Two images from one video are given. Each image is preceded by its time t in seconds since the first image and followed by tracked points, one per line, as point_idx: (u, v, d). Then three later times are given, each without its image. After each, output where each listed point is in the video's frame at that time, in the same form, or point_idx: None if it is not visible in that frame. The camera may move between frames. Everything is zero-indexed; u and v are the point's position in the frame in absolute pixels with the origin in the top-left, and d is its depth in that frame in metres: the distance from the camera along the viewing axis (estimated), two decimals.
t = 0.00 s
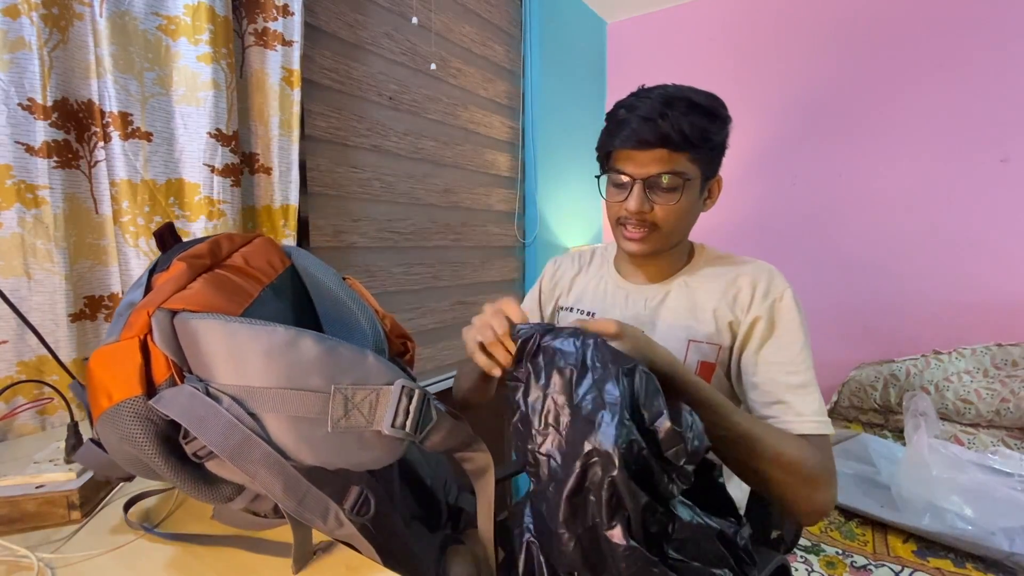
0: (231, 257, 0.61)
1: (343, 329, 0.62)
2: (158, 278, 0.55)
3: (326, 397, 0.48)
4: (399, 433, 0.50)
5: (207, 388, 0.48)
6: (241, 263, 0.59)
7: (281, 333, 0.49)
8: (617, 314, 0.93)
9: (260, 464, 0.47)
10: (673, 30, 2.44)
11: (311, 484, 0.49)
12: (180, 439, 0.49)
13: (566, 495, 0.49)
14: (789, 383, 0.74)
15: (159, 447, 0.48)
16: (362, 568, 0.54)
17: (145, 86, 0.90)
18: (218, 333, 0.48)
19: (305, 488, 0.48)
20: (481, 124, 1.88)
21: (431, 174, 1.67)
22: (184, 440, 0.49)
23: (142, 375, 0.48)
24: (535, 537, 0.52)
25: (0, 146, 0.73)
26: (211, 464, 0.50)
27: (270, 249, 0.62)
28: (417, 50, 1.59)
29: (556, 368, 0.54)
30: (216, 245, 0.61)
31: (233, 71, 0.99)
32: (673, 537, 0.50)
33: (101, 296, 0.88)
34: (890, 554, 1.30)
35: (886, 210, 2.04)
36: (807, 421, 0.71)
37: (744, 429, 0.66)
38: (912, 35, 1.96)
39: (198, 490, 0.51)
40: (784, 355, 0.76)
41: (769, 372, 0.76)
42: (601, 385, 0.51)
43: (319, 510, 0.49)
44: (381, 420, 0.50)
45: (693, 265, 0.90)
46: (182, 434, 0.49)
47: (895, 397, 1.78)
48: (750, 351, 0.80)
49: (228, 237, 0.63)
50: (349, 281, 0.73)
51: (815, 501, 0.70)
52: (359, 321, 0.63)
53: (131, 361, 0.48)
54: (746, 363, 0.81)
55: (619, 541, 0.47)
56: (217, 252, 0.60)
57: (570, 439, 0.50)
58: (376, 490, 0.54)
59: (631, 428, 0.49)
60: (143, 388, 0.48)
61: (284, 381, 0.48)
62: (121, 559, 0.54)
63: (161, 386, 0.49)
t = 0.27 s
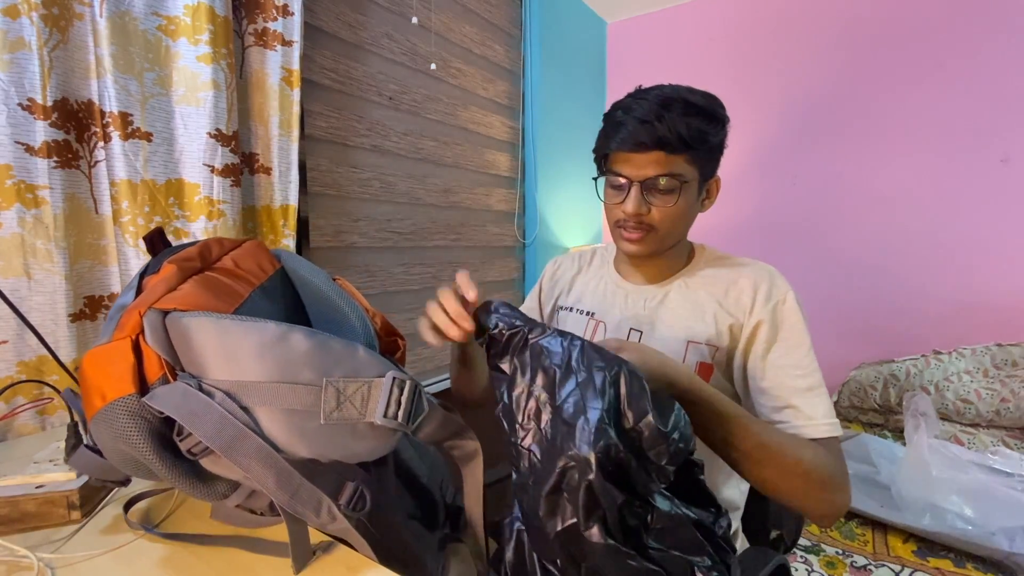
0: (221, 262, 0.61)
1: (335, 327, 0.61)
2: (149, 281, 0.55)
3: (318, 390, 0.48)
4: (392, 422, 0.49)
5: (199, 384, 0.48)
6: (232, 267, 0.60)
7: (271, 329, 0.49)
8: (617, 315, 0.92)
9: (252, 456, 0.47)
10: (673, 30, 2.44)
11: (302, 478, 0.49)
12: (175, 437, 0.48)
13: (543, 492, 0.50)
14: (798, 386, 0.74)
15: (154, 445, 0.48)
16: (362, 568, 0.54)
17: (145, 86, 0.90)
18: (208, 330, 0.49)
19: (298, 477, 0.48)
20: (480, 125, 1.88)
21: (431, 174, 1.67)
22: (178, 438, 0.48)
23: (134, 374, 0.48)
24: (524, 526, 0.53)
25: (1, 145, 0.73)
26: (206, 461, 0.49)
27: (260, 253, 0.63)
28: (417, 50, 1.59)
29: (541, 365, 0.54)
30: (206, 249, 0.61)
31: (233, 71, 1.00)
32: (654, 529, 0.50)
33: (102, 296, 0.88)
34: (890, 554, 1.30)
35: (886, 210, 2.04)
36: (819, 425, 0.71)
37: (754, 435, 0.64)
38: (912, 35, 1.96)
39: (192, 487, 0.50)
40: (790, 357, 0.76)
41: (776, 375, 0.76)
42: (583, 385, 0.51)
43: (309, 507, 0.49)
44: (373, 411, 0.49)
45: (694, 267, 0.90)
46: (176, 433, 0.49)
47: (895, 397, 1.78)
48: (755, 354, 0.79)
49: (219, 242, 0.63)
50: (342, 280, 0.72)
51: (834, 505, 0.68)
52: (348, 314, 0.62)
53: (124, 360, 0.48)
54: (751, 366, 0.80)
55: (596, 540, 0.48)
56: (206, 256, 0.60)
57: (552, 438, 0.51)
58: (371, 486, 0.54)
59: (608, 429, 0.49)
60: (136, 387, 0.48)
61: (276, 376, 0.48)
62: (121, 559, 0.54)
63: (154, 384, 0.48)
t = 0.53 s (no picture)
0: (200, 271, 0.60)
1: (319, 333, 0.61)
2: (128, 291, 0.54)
3: (302, 382, 0.49)
4: (380, 409, 0.50)
5: (186, 385, 0.48)
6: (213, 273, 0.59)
7: (253, 327, 0.49)
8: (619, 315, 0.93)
9: (239, 453, 0.47)
10: (673, 30, 2.44)
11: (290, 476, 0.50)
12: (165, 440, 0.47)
13: (548, 528, 0.48)
14: (800, 386, 0.74)
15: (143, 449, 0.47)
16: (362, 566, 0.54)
17: (145, 86, 0.90)
18: (191, 331, 0.48)
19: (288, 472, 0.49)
20: (480, 125, 1.88)
21: (431, 174, 1.67)
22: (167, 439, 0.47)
23: (118, 380, 0.47)
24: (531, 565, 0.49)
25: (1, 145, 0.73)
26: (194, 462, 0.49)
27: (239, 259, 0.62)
28: (417, 50, 1.59)
29: (545, 391, 0.52)
30: (184, 257, 0.60)
31: (233, 71, 1.00)
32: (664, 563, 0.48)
33: (102, 296, 0.88)
34: (890, 554, 1.30)
35: (886, 210, 2.04)
36: (821, 425, 0.71)
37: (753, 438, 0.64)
38: (912, 35, 1.96)
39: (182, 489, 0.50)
40: (792, 359, 0.76)
41: (779, 375, 0.76)
42: (586, 412, 0.49)
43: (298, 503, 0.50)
44: (358, 400, 0.50)
45: (696, 267, 0.90)
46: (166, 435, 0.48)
47: (895, 397, 1.78)
48: (758, 355, 0.79)
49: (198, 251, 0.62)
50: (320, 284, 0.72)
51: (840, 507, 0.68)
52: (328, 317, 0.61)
53: (107, 367, 0.47)
54: (754, 366, 0.80)
55: None
56: (184, 265, 0.59)
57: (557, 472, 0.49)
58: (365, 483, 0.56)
59: (610, 460, 0.46)
60: (121, 392, 0.47)
61: (260, 370, 0.48)
62: (121, 558, 0.54)
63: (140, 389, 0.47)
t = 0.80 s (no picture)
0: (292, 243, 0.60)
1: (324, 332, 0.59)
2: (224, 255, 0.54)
3: (386, 398, 0.47)
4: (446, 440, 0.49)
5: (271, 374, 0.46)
6: (302, 248, 0.59)
7: (351, 329, 0.48)
8: (614, 315, 0.93)
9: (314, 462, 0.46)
10: (673, 30, 2.44)
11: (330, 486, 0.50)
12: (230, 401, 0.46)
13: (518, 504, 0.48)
14: (787, 389, 0.73)
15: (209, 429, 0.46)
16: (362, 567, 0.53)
17: (145, 86, 0.90)
18: (292, 322, 0.47)
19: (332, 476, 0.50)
20: (481, 125, 1.88)
21: (431, 174, 1.67)
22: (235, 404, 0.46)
23: (206, 352, 0.46)
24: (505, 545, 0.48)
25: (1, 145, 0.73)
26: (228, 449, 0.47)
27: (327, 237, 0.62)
28: (417, 50, 1.59)
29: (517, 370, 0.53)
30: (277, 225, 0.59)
31: (233, 71, 1.00)
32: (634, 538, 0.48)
33: (102, 296, 0.88)
34: (890, 554, 1.30)
35: (886, 210, 2.04)
36: (807, 430, 0.70)
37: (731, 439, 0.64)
38: (912, 35, 1.96)
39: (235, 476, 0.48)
40: (782, 359, 0.75)
41: (767, 377, 0.76)
42: (553, 390, 0.50)
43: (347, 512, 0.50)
44: (434, 425, 0.49)
45: (690, 268, 0.90)
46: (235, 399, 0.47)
47: (895, 397, 1.78)
48: (747, 357, 0.79)
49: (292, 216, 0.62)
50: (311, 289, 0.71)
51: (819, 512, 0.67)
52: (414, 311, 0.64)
53: (197, 337, 0.46)
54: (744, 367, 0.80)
55: (568, 550, 0.45)
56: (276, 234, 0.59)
57: (527, 446, 0.49)
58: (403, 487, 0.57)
59: (574, 432, 0.48)
60: (210, 363, 0.46)
61: (349, 379, 0.47)
62: (122, 559, 0.54)
63: (226, 364, 0.47)
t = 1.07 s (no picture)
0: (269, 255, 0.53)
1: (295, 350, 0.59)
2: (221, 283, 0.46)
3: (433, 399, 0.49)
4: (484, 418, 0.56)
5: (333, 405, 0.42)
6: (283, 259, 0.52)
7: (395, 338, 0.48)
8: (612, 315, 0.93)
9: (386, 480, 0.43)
10: (673, 30, 2.44)
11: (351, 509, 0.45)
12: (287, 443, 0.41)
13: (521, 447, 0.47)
14: (783, 387, 0.73)
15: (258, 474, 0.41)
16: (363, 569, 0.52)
17: (145, 86, 0.90)
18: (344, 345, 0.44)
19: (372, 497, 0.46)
20: (481, 124, 1.88)
21: (431, 174, 1.66)
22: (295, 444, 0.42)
23: (245, 403, 0.40)
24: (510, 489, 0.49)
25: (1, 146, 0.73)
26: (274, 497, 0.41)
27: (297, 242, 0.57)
28: (417, 50, 1.59)
29: (533, 327, 0.52)
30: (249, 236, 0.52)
31: (233, 71, 0.99)
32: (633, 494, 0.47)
33: (102, 296, 0.88)
34: (890, 554, 1.29)
35: (886, 210, 2.04)
36: (803, 429, 0.69)
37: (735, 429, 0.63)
38: (912, 35, 1.96)
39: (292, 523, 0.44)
40: (779, 356, 0.75)
41: (763, 376, 0.75)
42: (564, 342, 0.50)
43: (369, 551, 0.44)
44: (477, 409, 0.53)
45: (690, 268, 0.90)
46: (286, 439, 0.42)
47: (895, 397, 1.78)
48: (745, 354, 0.79)
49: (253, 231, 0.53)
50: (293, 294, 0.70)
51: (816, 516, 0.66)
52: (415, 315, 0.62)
53: (229, 388, 0.40)
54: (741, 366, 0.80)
55: (564, 494, 0.45)
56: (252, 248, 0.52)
57: (534, 394, 0.49)
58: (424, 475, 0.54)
59: (580, 383, 0.47)
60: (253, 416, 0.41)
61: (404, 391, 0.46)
62: (122, 559, 0.54)
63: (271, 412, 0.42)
